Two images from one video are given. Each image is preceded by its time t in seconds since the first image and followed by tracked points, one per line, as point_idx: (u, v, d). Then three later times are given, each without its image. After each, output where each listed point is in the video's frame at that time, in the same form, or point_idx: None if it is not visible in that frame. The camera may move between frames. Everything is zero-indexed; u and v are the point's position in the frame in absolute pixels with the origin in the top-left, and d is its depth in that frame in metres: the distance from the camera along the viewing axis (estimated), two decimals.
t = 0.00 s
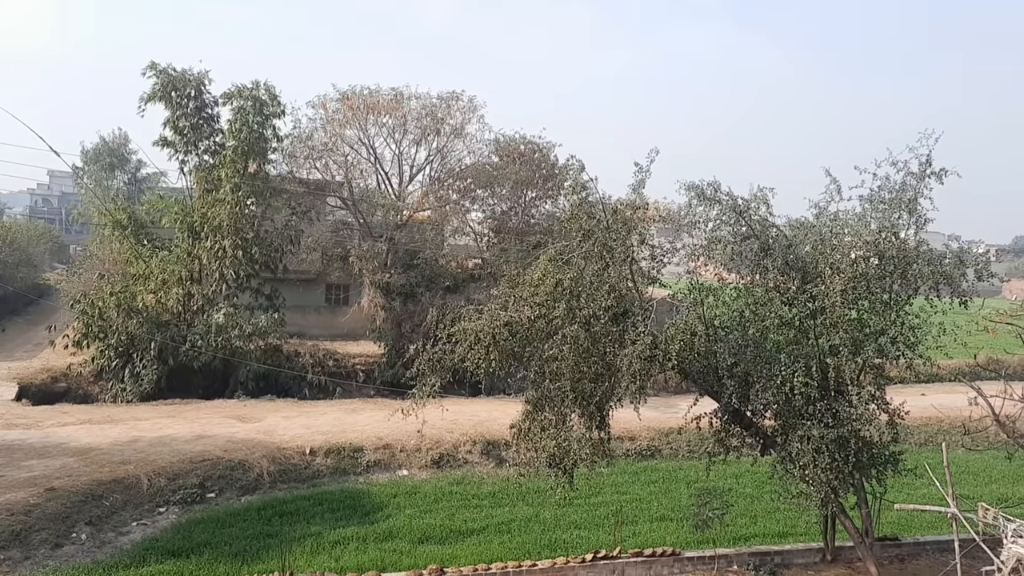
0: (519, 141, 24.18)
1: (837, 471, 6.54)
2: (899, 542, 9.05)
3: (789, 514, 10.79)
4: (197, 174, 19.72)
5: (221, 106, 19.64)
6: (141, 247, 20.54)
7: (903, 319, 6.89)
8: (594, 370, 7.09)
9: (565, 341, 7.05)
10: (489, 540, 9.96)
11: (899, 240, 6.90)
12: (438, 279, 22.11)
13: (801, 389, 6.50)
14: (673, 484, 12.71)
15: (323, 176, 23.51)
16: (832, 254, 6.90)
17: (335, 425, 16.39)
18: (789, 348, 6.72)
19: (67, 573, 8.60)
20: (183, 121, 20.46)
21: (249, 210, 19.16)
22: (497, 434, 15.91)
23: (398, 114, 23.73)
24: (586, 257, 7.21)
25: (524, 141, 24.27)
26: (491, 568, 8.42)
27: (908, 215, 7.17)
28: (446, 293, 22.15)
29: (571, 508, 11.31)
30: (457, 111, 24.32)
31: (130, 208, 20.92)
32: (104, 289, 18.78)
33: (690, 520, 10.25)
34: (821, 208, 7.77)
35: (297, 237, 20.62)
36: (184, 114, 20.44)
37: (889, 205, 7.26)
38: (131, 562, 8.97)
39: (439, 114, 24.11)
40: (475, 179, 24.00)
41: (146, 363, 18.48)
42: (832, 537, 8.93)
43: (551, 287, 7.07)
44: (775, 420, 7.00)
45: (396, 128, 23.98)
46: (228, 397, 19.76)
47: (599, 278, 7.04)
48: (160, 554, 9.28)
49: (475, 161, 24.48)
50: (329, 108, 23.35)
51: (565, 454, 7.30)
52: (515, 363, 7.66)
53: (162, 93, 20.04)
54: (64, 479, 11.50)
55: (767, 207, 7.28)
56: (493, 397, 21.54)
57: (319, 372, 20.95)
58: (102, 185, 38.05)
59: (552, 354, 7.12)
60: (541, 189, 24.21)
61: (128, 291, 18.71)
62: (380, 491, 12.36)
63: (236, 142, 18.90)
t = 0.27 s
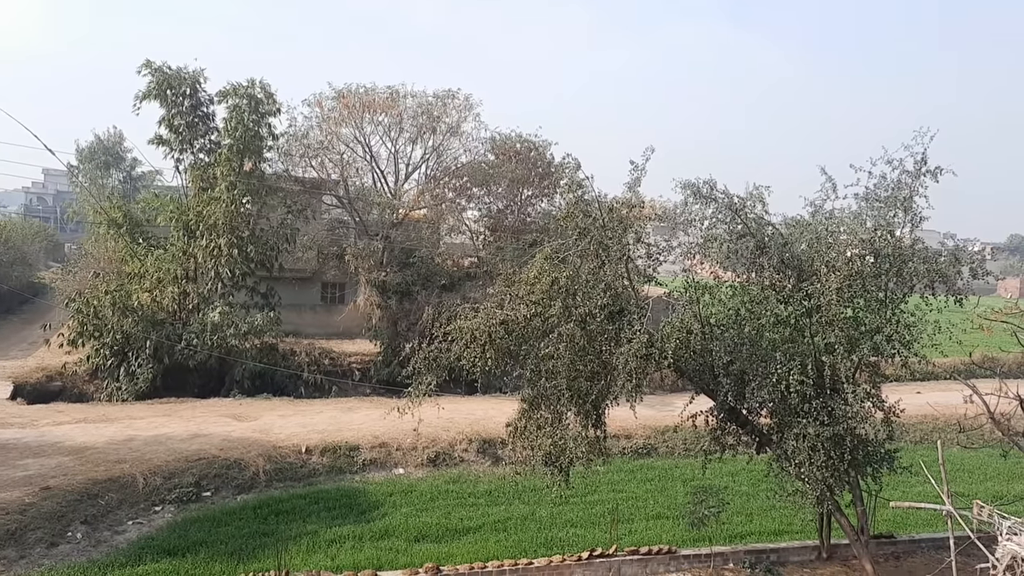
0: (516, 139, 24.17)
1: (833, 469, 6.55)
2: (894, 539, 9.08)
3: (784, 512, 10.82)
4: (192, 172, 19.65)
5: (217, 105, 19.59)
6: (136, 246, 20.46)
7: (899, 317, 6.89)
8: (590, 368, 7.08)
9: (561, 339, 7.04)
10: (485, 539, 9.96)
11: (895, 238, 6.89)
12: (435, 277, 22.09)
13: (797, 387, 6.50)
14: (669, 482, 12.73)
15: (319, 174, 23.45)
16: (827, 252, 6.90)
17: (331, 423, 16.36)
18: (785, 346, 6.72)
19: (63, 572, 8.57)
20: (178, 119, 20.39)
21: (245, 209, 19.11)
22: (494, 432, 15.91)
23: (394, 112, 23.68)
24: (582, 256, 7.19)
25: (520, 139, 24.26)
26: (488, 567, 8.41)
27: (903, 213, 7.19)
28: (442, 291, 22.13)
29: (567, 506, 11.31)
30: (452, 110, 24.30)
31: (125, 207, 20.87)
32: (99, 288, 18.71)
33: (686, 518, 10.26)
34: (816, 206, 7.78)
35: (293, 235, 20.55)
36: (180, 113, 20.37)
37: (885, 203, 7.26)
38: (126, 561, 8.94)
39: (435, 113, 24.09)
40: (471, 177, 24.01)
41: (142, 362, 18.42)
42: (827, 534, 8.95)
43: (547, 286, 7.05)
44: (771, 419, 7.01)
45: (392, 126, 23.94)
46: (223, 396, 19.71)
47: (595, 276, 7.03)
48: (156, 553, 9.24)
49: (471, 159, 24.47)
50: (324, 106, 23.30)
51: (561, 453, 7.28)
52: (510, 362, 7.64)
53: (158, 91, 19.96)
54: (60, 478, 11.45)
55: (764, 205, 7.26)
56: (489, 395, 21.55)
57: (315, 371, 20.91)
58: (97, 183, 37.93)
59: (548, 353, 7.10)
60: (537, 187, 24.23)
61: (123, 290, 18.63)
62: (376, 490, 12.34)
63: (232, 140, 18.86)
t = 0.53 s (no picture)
0: (513, 139, 24.16)
1: (829, 468, 6.56)
2: (891, 538, 9.10)
3: (781, 511, 10.84)
4: (189, 172, 19.61)
5: (214, 104, 19.55)
6: (132, 246, 20.41)
7: (895, 316, 6.90)
8: (587, 368, 7.09)
9: (558, 339, 7.04)
10: (482, 538, 9.96)
11: (892, 238, 6.90)
12: (432, 277, 22.08)
13: (793, 386, 6.51)
14: (666, 481, 12.75)
15: (316, 174, 23.41)
16: (824, 251, 6.91)
17: (328, 423, 16.34)
18: (781, 345, 6.72)
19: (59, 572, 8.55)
20: (175, 118, 20.35)
21: (242, 208, 19.08)
22: (491, 432, 15.91)
23: (391, 112, 23.64)
24: (579, 255, 7.19)
25: (517, 138, 24.26)
26: (485, 566, 8.41)
27: (899, 212, 7.19)
28: (439, 291, 22.12)
29: (564, 506, 11.32)
30: (450, 109, 24.27)
31: (122, 206, 20.84)
32: (96, 288, 18.67)
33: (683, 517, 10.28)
34: (813, 206, 7.79)
35: (290, 235, 20.50)
36: (176, 112, 20.32)
37: (882, 203, 7.25)
38: (122, 561, 8.92)
39: (432, 112, 24.06)
40: (468, 176, 24.00)
41: (139, 361, 18.39)
42: (823, 533, 8.96)
43: (544, 285, 7.05)
44: (767, 418, 7.01)
45: (390, 126, 23.90)
46: (220, 396, 19.67)
47: (592, 276, 7.03)
48: (152, 553, 9.22)
49: (468, 159, 24.43)
50: (321, 106, 23.25)
51: (557, 452, 7.28)
52: (507, 361, 7.63)
53: (154, 91, 19.91)
54: (56, 478, 11.42)
55: (761, 205, 7.29)
56: (487, 395, 21.57)
57: (312, 370, 20.88)
58: (94, 182, 37.81)
59: (545, 352, 7.10)
60: (534, 186, 24.27)
61: (120, 289, 18.59)
62: (373, 490, 12.33)
63: (229, 140, 18.85)
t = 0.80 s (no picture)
0: (511, 139, 24.15)
1: (827, 468, 6.57)
2: (888, 538, 9.11)
3: (778, 511, 10.86)
4: (188, 172, 19.59)
5: (211, 104, 19.53)
6: (130, 246, 20.38)
7: (893, 316, 6.90)
8: (585, 368, 7.09)
9: (556, 339, 7.03)
10: (480, 538, 9.95)
11: (888, 238, 6.95)
12: (430, 277, 22.06)
13: (791, 386, 6.51)
14: (664, 481, 12.77)
15: (314, 174, 23.48)
16: (822, 252, 6.92)
17: (326, 423, 16.32)
18: (779, 345, 6.71)
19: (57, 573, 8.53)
20: (172, 119, 20.33)
21: (240, 209, 19.08)
22: (488, 432, 15.91)
23: (389, 112, 23.61)
24: (577, 255, 7.20)
25: (515, 139, 24.25)
26: (482, 566, 8.41)
27: (897, 212, 7.22)
28: (437, 291, 22.11)
29: (562, 506, 11.32)
30: (447, 109, 24.24)
31: (119, 207, 20.83)
32: (93, 288, 18.63)
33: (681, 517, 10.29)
34: (811, 206, 7.82)
35: (288, 235, 20.47)
36: (174, 112, 20.29)
37: (880, 203, 7.28)
38: (120, 562, 8.90)
39: (429, 113, 24.04)
40: (466, 177, 24.00)
41: (136, 362, 18.36)
42: (820, 533, 8.97)
43: (542, 285, 7.04)
44: (765, 419, 7.02)
45: (387, 126, 23.87)
46: (218, 396, 19.64)
47: (590, 276, 7.02)
48: (150, 554, 9.21)
49: (466, 159, 24.40)
50: (319, 106, 23.21)
51: (555, 453, 7.28)
52: (505, 362, 7.62)
53: (152, 91, 19.86)
54: (53, 479, 11.39)
55: (758, 205, 7.36)
56: (485, 395, 21.57)
57: (310, 371, 20.87)
58: (91, 183, 37.72)
59: (542, 353, 7.10)
60: (532, 186, 24.30)
61: (118, 290, 18.55)
62: (371, 490, 12.32)
63: (227, 140, 18.84)
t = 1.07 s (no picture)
0: (510, 140, 24.15)
1: (827, 468, 6.57)
2: (888, 538, 9.11)
3: (778, 511, 10.86)
4: (188, 172, 19.59)
5: (211, 105, 19.53)
6: (130, 246, 20.39)
7: (893, 316, 6.90)
8: (585, 368, 7.08)
9: (555, 339, 7.03)
10: (480, 538, 9.94)
11: (888, 238, 6.95)
12: (429, 277, 22.06)
13: (791, 387, 6.50)
14: (664, 481, 12.78)
15: (314, 174, 23.54)
16: (821, 251, 6.91)
17: (326, 424, 16.32)
18: (779, 345, 6.69)
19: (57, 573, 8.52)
20: (173, 119, 20.32)
21: (240, 209, 19.08)
22: (488, 432, 15.90)
23: (389, 112, 23.59)
24: (576, 256, 7.20)
25: (515, 139, 24.25)
26: (482, 566, 8.40)
27: (897, 212, 7.22)
28: (437, 291, 22.11)
29: (561, 506, 11.31)
30: (447, 110, 24.23)
31: (119, 207, 20.81)
32: (94, 288, 18.63)
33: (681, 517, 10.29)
34: (810, 206, 7.81)
35: (287, 235, 20.46)
36: (174, 113, 20.28)
37: (879, 202, 7.27)
38: (120, 562, 8.89)
39: (429, 113, 24.04)
40: (465, 177, 24.01)
41: (136, 362, 18.36)
42: (820, 533, 8.97)
43: (541, 285, 7.03)
44: (765, 419, 7.01)
45: (387, 126, 23.85)
46: (218, 396, 19.64)
47: (589, 276, 7.01)
48: (150, 554, 9.20)
49: (465, 159, 24.37)
50: (319, 107, 23.19)
51: (555, 453, 7.28)
52: (505, 362, 7.61)
53: (151, 91, 19.85)
54: (54, 479, 11.39)
55: (758, 205, 7.37)
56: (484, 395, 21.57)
57: (309, 371, 20.88)
58: (91, 183, 37.71)
59: (542, 353, 7.09)
60: (531, 186, 24.32)
61: (118, 290, 18.54)
62: (371, 490, 12.31)
63: (226, 140, 18.84)
